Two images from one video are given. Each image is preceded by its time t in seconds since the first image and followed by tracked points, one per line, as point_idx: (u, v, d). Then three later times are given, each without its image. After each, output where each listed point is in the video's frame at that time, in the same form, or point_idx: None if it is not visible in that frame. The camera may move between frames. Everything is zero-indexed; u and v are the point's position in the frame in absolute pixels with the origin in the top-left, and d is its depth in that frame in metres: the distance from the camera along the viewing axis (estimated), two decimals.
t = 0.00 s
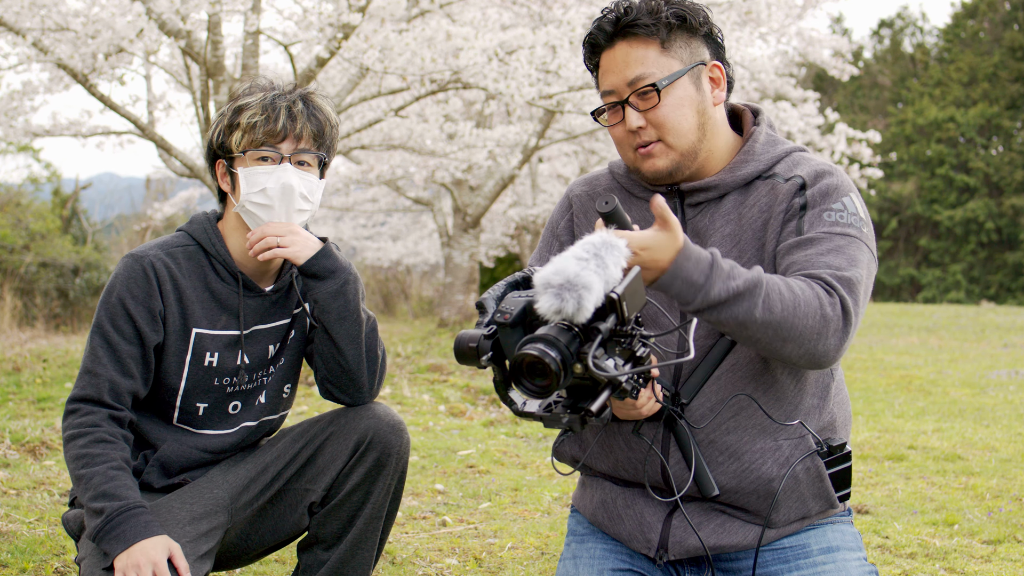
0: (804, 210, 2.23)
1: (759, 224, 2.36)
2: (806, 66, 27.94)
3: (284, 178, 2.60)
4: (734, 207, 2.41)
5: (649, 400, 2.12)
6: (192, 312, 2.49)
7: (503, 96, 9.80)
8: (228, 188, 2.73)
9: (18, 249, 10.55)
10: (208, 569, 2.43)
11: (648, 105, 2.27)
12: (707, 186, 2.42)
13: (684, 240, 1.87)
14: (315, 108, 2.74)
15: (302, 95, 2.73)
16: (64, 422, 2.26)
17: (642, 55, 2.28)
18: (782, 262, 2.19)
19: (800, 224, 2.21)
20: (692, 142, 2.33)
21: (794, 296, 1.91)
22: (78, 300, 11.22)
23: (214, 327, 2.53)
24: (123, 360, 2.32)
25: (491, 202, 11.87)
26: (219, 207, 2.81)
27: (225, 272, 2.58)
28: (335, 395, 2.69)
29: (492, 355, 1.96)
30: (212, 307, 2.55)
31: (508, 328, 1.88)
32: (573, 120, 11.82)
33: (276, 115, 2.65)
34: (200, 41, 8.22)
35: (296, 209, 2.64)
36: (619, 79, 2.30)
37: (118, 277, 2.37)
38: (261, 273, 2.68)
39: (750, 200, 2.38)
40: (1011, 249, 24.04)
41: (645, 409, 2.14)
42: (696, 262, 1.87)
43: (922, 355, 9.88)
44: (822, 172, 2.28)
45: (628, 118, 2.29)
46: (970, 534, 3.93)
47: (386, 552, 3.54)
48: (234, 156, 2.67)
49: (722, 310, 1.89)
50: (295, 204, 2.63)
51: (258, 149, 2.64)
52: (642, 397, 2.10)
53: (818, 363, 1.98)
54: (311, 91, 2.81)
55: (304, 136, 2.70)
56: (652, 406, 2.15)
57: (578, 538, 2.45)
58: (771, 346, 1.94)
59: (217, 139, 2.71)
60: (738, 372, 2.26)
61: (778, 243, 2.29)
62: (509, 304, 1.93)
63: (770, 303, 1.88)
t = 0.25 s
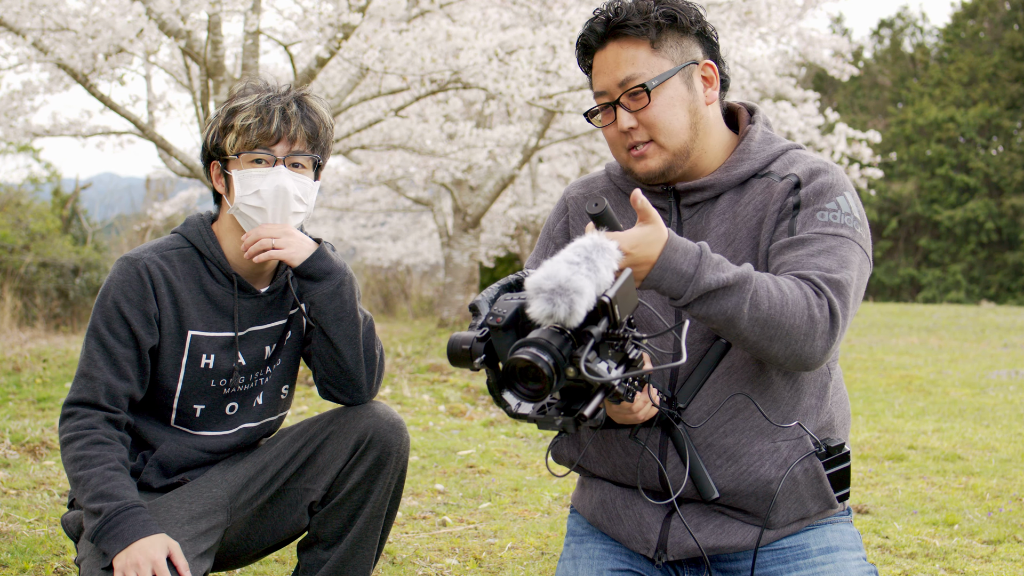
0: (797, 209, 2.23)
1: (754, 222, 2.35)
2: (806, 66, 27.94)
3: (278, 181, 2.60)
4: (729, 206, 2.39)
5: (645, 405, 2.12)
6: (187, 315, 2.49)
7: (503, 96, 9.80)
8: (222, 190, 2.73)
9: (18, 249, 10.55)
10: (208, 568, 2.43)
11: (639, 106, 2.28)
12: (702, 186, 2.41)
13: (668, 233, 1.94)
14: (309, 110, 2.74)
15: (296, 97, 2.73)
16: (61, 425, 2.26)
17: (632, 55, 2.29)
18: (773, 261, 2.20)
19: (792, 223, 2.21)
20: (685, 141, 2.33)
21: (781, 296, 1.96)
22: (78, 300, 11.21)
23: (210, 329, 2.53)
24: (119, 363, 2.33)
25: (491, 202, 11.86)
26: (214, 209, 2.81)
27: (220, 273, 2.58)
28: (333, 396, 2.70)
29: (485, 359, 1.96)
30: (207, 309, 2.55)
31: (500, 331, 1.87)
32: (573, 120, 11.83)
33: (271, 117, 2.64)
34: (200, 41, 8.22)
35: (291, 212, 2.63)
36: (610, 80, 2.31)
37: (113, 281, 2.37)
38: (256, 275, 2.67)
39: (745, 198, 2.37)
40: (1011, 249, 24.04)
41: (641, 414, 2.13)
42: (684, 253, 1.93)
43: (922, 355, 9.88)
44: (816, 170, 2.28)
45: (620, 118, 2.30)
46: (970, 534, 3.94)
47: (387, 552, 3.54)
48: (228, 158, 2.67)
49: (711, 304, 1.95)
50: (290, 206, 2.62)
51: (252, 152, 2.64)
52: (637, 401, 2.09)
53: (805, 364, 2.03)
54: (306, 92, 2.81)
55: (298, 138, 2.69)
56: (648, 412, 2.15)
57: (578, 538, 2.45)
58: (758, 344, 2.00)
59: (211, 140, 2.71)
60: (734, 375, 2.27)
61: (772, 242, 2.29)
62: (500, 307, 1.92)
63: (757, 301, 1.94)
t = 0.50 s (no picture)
0: (791, 208, 2.23)
1: (748, 222, 2.35)
2: (806, 66, 27.95)
3: (275, 182, 2.60)
4: (724, 207, 2.39)
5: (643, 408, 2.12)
6: (185, 315, 2.49)
7: (503, 96, 9.80)
8: (220, 191, 2.73)
9: (18, 249, 10.56)
10: (205, 567, 2.42)
11: (635, 107, 2.28)
12: (697, 187, 2.41)
13: (662, 236, 1.94)
14: (306, 112, 2.73)
15: (294, 98, 2.74)
16: (60, 426, 2.26)
17: (627, 57, 2.29)
18: (768, 262, 2.20)
19: (787, 224, 2.21)
20: (680, 143, 2.33)
21: (777, 296, 1.96)
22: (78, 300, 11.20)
23: (208, 330, 2.53)
24: (118, 363, 2.33)
25: (491, 202, 11.85)
26: (212, 211, 2.81)
27: (218, 274, 2.58)
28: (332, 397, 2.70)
29: (483, 362, 1.97)
30: (205, 310, 2.55)
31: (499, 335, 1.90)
32: (573, 120, 11.83)
33: (267, 118, 2.64)
34: (200, 41, 8.22)
35: (289, 212, 2.63)
36: (605, 80, 2.30)
37: (110, 281, 2.37)
38: (253, 275, 2.66)
39: (740, 198, 2.37)
40: (1011, 249, 24.04)
41: (638, 417, 2.12)
42: (678, 255, 1.93)
43: (922, 355, 9.88)
44: (809, 169, 2.28)
45: (615, 119, 2.30)
46: (970, 534, 3.93)
47: (387, 552, 3.54)
48: (226, 159, 2.67)
49: (707, 304, 1.95)
50: (288, 207, 2.62)
51: (249, 153, 2.64)
52: (635, 404, 2.09)
53: (802, 365, 2.03)
54: (304, 93, 2.81)
55: (295, 139, 2.69)
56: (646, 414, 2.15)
57: (578, 538, 2.45)
58: (754, 345, 2.00)
59: (209, 141, 2.70)
60: (730, 376, 2.27)
61: (766, 242, 2.28)
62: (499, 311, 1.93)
63: (751, 300, 1.94)
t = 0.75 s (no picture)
0: (788, 211, 2.22)
1: (744, 222, 2.34)
2: (806, 66, 27.96)
3: (277, 183, 2.60)
4: (721, 207, 2.38)
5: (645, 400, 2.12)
6: (184, 315, 2.50)
7: (503, 96, 9.80)
8: (222, 191, 2.72)
9: (18, 249, 10.56)
10: (204, 566, 2.42)
11: (633, 106, 2.28)
12: (693, 188, 2.40)
13: (671, 226, 1.96)
14: (309, 113, 2.73)
15: (296, 99, 2.74)
16: (60, 423, 2.27)
17: (626, 57, 2.29)
18: (764, 266, 2.19)
19: (784, 228, 2.20)
20: (678, 143, 2.33)
21: (776, 301, 1.97)
22: (78, 300, 11.20)
23: (207, 330, 2.53)
24: (117, 362, 2.33)
25: (491, 202, 11.85)
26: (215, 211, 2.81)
27: (217, 274, 2.58)
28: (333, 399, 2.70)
29: (492, 329, 1.98)
30: (205, 310, 2.55)
31: (507, 302, 1.90)
32: (573, 120, 11.83)
33: (271, 120, 2.64)
34: (200, 41, 8.22)
35: (290, 213, 2.64)
36: (604, 80, 2.31)
37: (109, 281, 2.38)
38: (254, 277, 2.67)
39: (737, 198, 2.36)
40: (1011, 249, 24.04)
41: (640, 409, 2.12)
42: (688, 245, 1.94)
43: (922, 355, 9.88)
44: (806, 169, 2.27)
45: (614, 118, 2.30)
46: (970, 534, 3.94)
47: (386, 552, 3.54)
48: (229, 160, 2.67)
49: (709, 300, 1.96)
50: (289, 208, 2.62)
51: (252, 154, 2.65)
52: (637, 395, 2.09)
53: (795, 374, 2.05)
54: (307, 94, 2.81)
55: (297, 142, 2.69)
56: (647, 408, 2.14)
57: (578, 538, 2.44)
58: (750, 349, 2.01)
59: (212, 142, 2.71)
60: (728, 378, 2.27)
61: (763, 244, 2.28)
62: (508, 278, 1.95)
63: (752, 305, 1.95)
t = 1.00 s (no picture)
0: (788, 212, 2.21)
1: (745, 224, 2.34)
2: (806, 66, 27.97)
3: (295, 186, 2.61)
4: (722, 208, 2.38)
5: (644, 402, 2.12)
6: (187, 314, 2.50)
7: (503, 96, 9.80)
8: (229, 191, 2.71)
9: (18, 249, 10.57)
10: (204, 567, 2.42)
11: (662, 87, 2.29)
12: (695, 190, 2.40)
13: (670, 228, 1.96)
14: (322, 115, 2.75)
15: (308, 101, 2.74)
16: (63, 422, 2.27)
17: (657, 41, 2.32)
18: (765, 266, 2.19)
19: (784, 228, 2.20)
20: (701, 131, 2.34)
21: (776, 302, 1.97)
22: (78, 300, 11.20)
23: (210, 329, 2.54)
24: (120, 360, 2.33)
25: (491, 202, 11.83)
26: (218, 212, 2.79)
27: (220, 274, 2.59)
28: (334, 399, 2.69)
29: (490, 334, 1.98)
30: (208, 310, 2.55)
31: (507, 306, 1.91)
32: (573, 120, 11.83)
33: (288, 122, 2.65)
34: (200, 41, 8.22)
35: (306, 215, 2.66)
36: (633, 61, 2.32)
37: (114, 279, 2.39)
38: (257, 277, 2.69)
39: (737, 199, 2.36)
40: (1011, 249, 24.03)
41: (639, 411, 2.12)
42: (687, 246, 1.95)
43: (922, 355, 9.88)
44: (806, 169, 2.26)
45: (641, 98, 2.30)
46: (970, 534, 3.94)
47: (386, 552, 3.54)
48: (242, 161, 2.65)
49: (708, 300, 1.96)
50: (305, 211, 2.64)
51: (269, 156, 2.65)
52: (637, 396, 2.09)
53: (795, 374, 2.04)
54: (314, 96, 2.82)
55: (313, 143, 2.71)
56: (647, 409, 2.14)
57: (578, 538, 2.44)
58: (750, 349, 2.01)
59: (220, 142, 2.68)
60: (728, 378, 2.27)
61: (763, 245, 2.27)
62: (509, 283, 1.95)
63: (751, 305, 1.95)
